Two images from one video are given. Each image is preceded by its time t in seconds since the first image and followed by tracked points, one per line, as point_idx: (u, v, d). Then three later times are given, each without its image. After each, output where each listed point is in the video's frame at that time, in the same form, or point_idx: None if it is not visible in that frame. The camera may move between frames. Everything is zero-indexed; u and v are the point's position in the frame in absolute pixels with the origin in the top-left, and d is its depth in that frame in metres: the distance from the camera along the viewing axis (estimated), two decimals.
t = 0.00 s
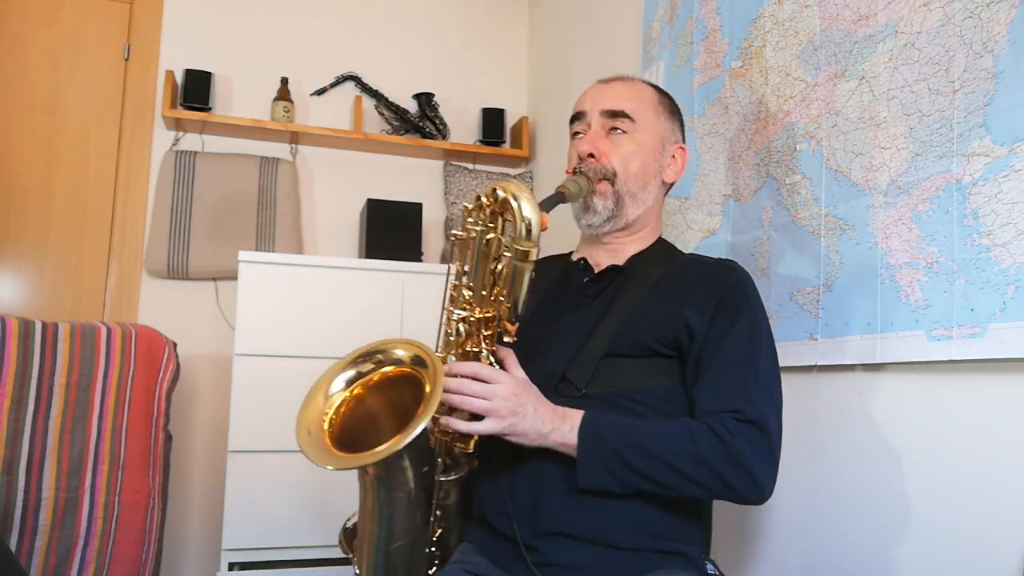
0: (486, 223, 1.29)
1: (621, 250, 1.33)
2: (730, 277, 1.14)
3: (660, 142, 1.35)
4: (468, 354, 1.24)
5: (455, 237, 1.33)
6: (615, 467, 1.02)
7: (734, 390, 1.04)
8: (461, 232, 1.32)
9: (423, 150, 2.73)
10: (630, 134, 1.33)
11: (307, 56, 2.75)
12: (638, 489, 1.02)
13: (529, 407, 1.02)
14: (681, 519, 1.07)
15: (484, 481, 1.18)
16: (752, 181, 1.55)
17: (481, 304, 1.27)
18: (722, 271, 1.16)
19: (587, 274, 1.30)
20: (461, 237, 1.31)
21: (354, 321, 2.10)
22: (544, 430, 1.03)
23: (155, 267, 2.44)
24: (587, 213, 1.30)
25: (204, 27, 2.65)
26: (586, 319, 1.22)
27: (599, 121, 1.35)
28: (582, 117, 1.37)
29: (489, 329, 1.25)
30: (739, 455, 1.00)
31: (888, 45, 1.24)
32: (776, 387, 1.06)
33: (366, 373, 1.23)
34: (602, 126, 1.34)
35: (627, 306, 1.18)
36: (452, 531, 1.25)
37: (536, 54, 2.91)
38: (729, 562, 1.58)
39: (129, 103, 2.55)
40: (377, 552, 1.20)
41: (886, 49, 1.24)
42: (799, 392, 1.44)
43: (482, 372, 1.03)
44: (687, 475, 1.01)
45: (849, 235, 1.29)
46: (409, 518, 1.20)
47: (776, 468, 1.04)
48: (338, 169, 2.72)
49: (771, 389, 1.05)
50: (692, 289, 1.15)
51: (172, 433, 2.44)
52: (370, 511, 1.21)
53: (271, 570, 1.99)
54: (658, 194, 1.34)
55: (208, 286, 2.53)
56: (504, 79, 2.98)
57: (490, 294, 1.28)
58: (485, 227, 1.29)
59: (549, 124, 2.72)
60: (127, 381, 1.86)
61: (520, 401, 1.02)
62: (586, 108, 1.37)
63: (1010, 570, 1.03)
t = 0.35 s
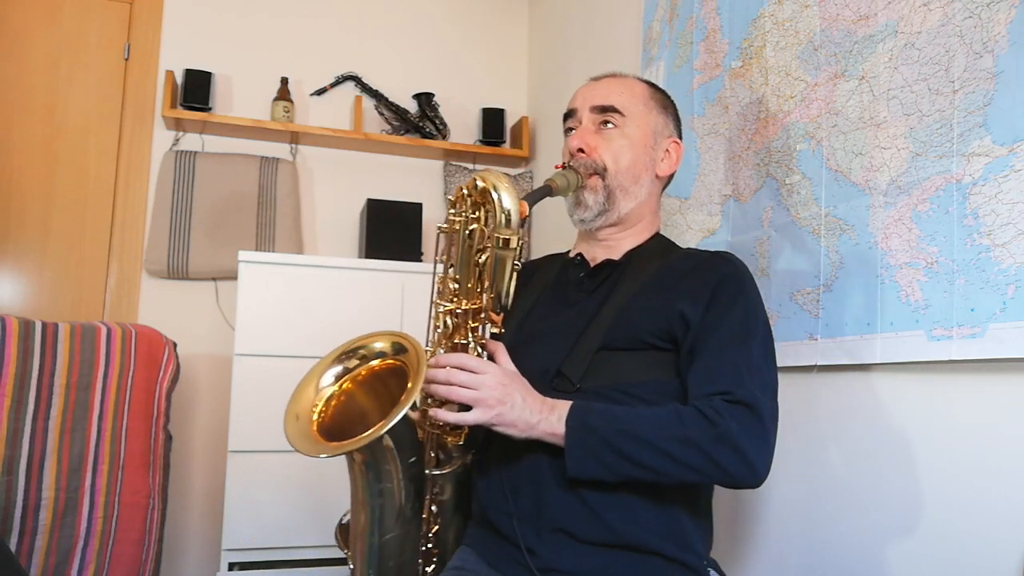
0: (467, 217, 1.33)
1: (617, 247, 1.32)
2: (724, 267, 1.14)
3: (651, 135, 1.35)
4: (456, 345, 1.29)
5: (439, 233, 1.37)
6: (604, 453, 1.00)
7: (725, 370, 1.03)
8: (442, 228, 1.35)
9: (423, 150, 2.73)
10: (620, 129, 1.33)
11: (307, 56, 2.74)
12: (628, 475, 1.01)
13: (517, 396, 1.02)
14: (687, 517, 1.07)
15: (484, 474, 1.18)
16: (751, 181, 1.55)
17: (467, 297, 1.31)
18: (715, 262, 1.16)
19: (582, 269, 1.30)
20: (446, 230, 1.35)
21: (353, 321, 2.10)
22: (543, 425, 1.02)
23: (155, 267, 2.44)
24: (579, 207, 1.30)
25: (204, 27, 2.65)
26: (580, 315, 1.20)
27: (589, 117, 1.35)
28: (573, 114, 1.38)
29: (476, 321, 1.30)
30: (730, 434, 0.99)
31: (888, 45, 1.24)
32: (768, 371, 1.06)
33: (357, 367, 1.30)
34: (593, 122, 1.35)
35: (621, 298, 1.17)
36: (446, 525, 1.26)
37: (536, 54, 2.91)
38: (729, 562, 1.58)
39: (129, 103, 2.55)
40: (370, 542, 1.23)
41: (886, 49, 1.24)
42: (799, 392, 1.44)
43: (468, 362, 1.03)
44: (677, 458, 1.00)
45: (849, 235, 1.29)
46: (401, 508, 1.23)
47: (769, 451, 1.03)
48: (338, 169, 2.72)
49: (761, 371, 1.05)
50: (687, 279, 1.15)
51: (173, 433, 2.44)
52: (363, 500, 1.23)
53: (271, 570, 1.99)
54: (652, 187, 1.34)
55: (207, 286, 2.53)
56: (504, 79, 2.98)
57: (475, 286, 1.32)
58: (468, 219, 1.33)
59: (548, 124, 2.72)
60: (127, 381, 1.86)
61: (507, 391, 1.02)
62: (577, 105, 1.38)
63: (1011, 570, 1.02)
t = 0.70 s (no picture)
0: (450, 217, 1.31)
1: (609, 241, 1.31)
2: (717, 257, 1.12)
3: (643, 128, 1.33)
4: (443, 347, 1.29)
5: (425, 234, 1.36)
6: (597, 447, 0.99)
7: (720, 360, 1.01)
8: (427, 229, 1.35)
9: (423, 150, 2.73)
10: (611, 122, 1.30)
11: (307, 56, 2.75)
12: (623, 469, 0.99)
13: (508, 395, 1.01)
14: (687, 515, 1.07)
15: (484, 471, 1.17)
16: (751, 181, 1.55)
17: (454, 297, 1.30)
18: (710, 254, 1.14)
19: (574, 264, 1.29)
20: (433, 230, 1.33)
21: (354, 321, 2.10)
22: (543, 424, 1.01)
23: (155, 267, 2.44)
24: (570, 203, 1.28)
25: (204, 27, 2.65)
26: (573, 312, 1.19)
27: (579, 110, 1.32)
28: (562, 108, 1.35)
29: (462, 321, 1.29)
30: (724, 423, 0.98)
31: (888, 45, 1.24)
32: (764, 360, 1.04)
33: (343, 372, 1.32)
34: (582, 115, 1.32)
35: (617, 292, 1.16)
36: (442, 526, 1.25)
37: (536, 54, 2.91)
38: (729, 562, 1.58)
39: (129, 103, 2.55)
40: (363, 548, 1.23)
41: (886, 49, 1.24)
42: (799, 392, 1.44)
43: (456, 363, 1.03)
44: (672, 450, 0.98)
45: (849, 235, 1.29)
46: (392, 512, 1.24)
47: (766, 439, 1.01)
48: (338, 169, 2.72)
49: (757, 359, 1.03)
50: (680, 272, 1.14)
51: (173, 434, 2.44)
52: (354, 506, 1.24)
53: (271, 570, 1.99)
54: (644, 181, 1.32)
55: (208, 286, 2.53)
56: (504, 79, 2.98)
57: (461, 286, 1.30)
58: (451, 220, 1.31)
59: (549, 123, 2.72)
60: (127, 381, 1.86)
61: (498, 391, 1.01)
62: (566, 98, 1.35)
63: (1010, 570, 1.02)
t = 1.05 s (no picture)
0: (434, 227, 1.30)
1: (604, 236, 1.29)
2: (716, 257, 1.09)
3: (635, 116, 1.31)
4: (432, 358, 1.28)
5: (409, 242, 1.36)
6: (599, 460, 0.97)
7: (723, 371, 0.99)
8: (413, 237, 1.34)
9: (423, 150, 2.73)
10: (601, 112, 1.29)
11: (307, 56, 2.75)
12: (624, 482, 0.97)
13: (505, 406, 0.98)
14: (686, 527, 1.06)
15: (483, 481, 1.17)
16: (752, 181, 1.55)
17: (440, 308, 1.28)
18: (709, 249, 1.12)
19: (567, 261, 1.27)
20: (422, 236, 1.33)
21: (354, 321, 2.10)
22: (542, 434, 0.99)
23: (155, 267, 2.44)
24: (562, 199, 1.27)
25: (205, 27, 2.65)
26: (569, 312, 1.17)
27: (569, 101, 1.31)
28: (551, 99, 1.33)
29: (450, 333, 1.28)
30: (730, 438, 0.96)
31: (888, 45, 1.24)
32: (767, 364, 1.02)
33: (325, 390, 1.31)
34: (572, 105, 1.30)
35: (614, 291, 1.14)
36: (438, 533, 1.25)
37: (536, 54, 2.91)
38: (730, 562, 1.58)
39: (129, 103, 2.55)
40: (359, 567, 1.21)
41: (886, 49, 1.24)
42: (799, 392, 1.44)
43: (448, 376, 1.00)
44: (675, 464, 0.96)
45: (849, 235, 1.29)
46: (383, 529, 1.21)
47: (771, 452, 0.99)
48: (338, 169, 2.72)
49: (761, 367, 1.01)
50: (678, 272, 1.11)
51: (173, 433, 2.44)
52: (346, 527, 1.21)
53: (271, 570, 1.99)
54: (639, 171, 1.30)
55: (207, 286, 2.53)
56: (504, 79, 2.98)
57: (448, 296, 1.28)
58: (435, 230, 1.29)
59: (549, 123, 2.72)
60: (127, 381, 1.86)
61: (493, 401, 0.98)
62: (556, 88, 1.33)
63: (1010, 570, 1.03)
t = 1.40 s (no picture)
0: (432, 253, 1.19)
1: (604, 236, 1.27)
2: (722, 266, 1.05)
3: (638, 110, 1.26)
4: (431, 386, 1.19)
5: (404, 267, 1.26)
6: (607, 489, 0.94)
7: (736, 398, 0.96)
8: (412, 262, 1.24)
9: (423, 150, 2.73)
10: (603, 107, 1.24)
11: (307, 56, 2.74)
12: (631, 511, 0.94)
13: (510, 434, 0.93)
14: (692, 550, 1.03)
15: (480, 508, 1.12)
16: (752, 181, 1.55)
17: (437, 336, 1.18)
18: (714, 255, 1.08)
19: (565, 263, 1.24)
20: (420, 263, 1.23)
21: (354, 322, 2.10)
22: (551, 459, 0.95)
23: (155, 267, 2.44)
24: (560, 199, 1.22)
25: (205, 27, 2.65)
26: (567, 317, 1.15)
27: (569, 94, 1.26)
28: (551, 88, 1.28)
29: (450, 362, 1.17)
30: (746, 474, 0.92)
31: (888, 45, 1.24)
32: (778, 385, 0.98)
33: (307, 428, 1.24)
34: (572, 99, 1.25)
35: (612, 298, 1.11)
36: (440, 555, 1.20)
37: (536, 54, 2.91)
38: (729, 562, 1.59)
39: (129, 103, 2.55)
40: None
41: (886, 49, 1.24)
42: (799, 392, 1.44)
43: (446, 407, 0.94)
44: (686, 497, 0.93)
45: (849, 235, 1.29)
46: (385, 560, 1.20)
47: (784, 484, 0.96)
48: (338, 169, 2.72)
49: (774, 393, 0.97)
50: (682, 282, 1.08)
51: (173, 433, 2.44)
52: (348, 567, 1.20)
53: (271, 570, 1.99)
54: (640, 169, 1.27)
55: (208, 286, 2.52)
56: (504, 79, 2.98)
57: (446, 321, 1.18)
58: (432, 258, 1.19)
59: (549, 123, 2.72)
60: (127, 381, 1.86)
61: (497, 429, 0.93)
62: (554, 78, 1.28)
63: (1010, 570, 1.02)
